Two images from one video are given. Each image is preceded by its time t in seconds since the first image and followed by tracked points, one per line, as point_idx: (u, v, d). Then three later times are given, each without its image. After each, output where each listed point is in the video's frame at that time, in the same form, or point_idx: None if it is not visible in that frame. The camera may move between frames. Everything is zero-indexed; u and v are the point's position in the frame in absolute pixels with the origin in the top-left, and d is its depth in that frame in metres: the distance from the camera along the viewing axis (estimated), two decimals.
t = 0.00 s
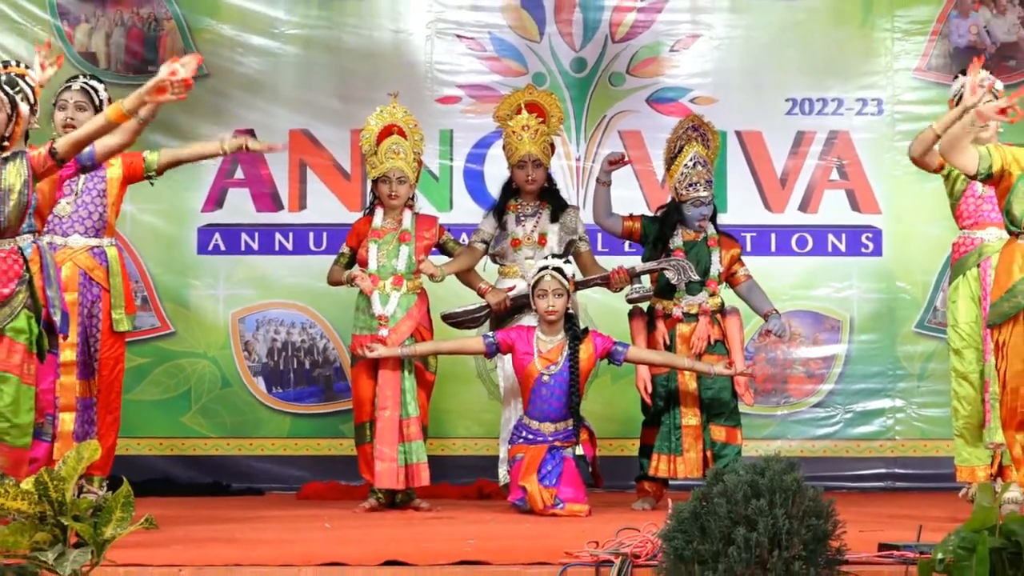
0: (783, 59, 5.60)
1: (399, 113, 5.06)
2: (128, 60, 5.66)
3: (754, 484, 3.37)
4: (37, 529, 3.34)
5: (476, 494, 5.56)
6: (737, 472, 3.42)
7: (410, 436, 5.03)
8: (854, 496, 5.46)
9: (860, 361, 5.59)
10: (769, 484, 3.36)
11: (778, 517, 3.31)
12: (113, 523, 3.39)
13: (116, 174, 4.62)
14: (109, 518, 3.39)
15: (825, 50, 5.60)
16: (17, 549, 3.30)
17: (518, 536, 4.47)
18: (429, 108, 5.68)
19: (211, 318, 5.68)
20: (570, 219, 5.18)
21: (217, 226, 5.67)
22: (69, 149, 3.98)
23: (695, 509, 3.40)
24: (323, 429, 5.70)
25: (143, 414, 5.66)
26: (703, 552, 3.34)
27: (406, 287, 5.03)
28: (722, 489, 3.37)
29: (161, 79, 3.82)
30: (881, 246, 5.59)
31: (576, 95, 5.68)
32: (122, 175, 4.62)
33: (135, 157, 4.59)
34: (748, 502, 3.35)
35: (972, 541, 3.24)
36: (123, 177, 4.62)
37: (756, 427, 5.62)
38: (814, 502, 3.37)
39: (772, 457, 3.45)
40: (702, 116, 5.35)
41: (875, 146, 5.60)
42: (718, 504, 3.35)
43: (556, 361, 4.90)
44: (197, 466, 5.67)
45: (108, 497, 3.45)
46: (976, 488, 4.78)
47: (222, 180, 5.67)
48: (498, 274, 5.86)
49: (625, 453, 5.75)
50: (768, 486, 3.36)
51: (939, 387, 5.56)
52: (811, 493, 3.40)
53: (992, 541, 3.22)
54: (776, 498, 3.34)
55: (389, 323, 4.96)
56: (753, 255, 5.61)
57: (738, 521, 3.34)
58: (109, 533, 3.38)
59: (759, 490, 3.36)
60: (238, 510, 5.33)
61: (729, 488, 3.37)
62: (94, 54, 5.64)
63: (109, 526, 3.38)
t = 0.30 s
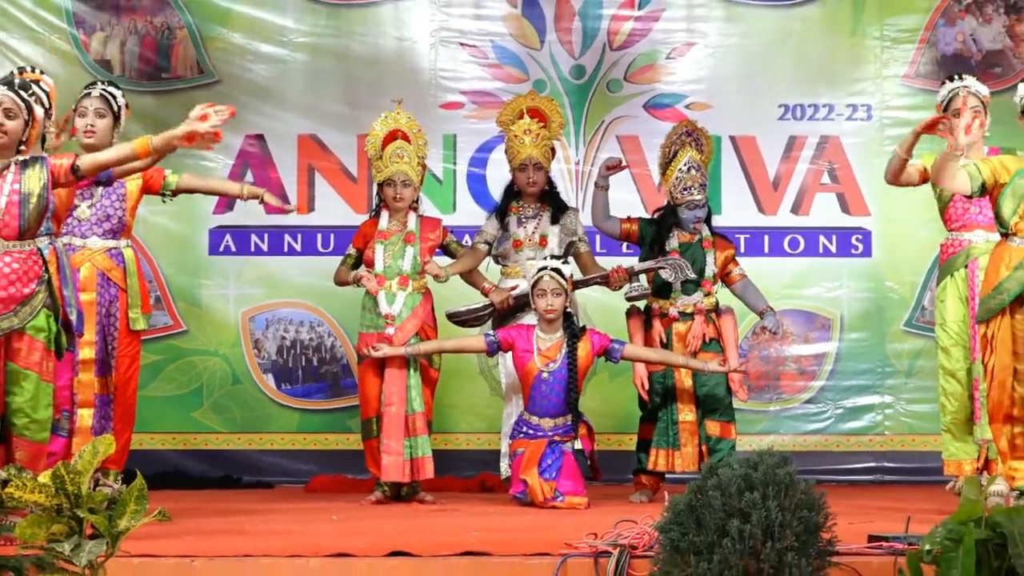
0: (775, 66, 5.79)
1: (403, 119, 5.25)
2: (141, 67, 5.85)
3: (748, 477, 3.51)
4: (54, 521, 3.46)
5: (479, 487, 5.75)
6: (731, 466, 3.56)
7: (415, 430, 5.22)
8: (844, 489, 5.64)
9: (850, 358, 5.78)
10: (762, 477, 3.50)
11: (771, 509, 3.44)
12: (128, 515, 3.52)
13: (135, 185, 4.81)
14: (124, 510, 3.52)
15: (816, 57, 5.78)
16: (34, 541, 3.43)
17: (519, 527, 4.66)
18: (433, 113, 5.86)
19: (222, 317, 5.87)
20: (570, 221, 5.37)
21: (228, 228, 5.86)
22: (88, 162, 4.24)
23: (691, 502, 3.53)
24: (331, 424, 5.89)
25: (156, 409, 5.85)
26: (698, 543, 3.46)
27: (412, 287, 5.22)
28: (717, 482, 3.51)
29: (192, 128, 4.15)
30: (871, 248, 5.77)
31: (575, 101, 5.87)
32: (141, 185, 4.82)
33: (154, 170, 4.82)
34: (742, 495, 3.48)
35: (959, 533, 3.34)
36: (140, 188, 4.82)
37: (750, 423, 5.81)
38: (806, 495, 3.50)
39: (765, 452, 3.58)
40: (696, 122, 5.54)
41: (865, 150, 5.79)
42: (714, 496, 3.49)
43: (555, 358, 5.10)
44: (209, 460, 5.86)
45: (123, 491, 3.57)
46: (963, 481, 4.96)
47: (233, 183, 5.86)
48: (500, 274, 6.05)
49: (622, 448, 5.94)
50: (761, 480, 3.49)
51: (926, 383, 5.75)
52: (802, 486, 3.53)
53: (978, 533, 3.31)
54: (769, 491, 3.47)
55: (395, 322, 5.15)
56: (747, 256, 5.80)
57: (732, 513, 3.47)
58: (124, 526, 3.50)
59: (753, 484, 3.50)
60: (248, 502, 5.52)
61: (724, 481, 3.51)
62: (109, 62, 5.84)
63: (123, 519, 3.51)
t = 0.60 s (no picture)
0: (767, 73, 5.98)
1: (407, 124, 5.41)
2: (153, 74, 6.04)
3: (741, 471, 3.63)
4: (69, 513, 3.69)
5: (480, 480, 5.94)
6: (724, 460, 3.67)
7: (420, 425, 5.40)
8: (834, 482, 5.83)
9: (839, 356, 5.97)
10: (754, 470, 3.61)
11: (763, 502, 3.55)
12: (140, 508, 3.73)
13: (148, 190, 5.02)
14: (136, 503, 3.73)
15: (807, 64, 5.97)
16: (50, 532, 3.66)
17: (519, 519, 4.84)
18: (437, 119, 6.05)
19: (232, 316, 6.06)
20: (570, 222, 5.57)
21: (238, 230, 6.05)
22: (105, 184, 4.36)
23: (686, 495, 3.65)
24: (337, 419, 6.08)
25: (168, 405, 6.05)
26: (692, 535, 3.59)
27: (416, 287, 5.40)
28: (711, 475, 3.63)
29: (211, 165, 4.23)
30: (860, 248, 5.96)
31: (574, 107, 6.06)
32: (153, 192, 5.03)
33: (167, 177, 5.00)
34: (735, 488, 3.60)
35: (945, 526, 3.55)
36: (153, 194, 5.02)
37: (743, 418, 6.00)
38: (797, 489, 3.63)
39: (758, 446, 3.69)
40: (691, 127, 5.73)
41: (854, 154, 5.97)
42: (708, 489, 3.60)
43: (553, 355, 5.28)
44: (219, 454, 6.05)
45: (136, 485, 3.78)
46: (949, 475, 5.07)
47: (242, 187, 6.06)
48: (502, 274, 6.24)
49: (619, 442, 6.13)
50: (753, 473, 3.61)
51: (914, 380, 5.94)
52: (794, 480, 3.65)
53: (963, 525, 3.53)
54: (761, 485, 3.59)
55: (400, 321, 5.34)
56: (740, 257, 5.99)
57: (726, 506, 3.58)
58: (136, 518, 3.71)
59: (745, 477, 3.62)
60: (258, 495, 5.71)
61: (717, 475, 3.62)
62: (123, 69, 6.04)
63: (135, 511, 3.72)
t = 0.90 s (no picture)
0: (760, 79, 6.17)
1: (410, 129, 5.59)
2: (165, 80, 6.24)
3: (734, 465, 3.79)
4: (83, 506, 3.89)
5: (482, 474, 6.13)
6: (719, 454, 3.84)
7: (423, 421, 5.59)
8: (824, 475, 6.02)
9: (830, 353, 6.16)
10: (747, 464, 3.78)
11: (756, 496, 3.72)
12: (152, 500, 3.90)
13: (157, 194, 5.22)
14: (149, 496, 3.89)
15: (798, 71, 6.16)
16: (66, 524, 3.85)
17: (520, 512, 5.03)
18: (440, 124, 6.25)
19: (241, 315, 6.25)
20: (571, 223, 5.76)
21: (247, 232, 6.24)
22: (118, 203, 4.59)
23: (681, 488, 3.81)
24: (343, 415, 6.27)
25: (179, 401, 6.24)
26: (688, 527, 3.76)
27: (419, 287, 5.59)
28: (706, 469, 3.80)
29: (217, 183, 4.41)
30: (850, 250, 6.15)
31: (572, 112, 6.25)
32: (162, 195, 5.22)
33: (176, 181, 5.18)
34: (729, 482, 3.77)
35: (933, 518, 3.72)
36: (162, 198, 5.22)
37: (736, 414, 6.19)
38: (788, 482, 3.79)
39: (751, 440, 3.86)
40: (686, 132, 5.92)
41: (845, 158, 6.16)
42: (703, 483, 3.78)
43: (552, 353, 5.47)
44: (229, 449, 6.24)
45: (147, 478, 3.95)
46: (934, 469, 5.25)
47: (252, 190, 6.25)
48: (504, 274, 6.43)
49: (616, 437, 6.34)
50: (746, 467, 3.78)
51: (902, 377, 6.13)
52: (786, 473, 3.83)
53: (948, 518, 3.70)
54: (755, 478, 3.76)
55: (404, 320, 5.52)
56: (734, 258, 6.18)
57: (720, 499, 3.76)
58: (149, 509, 3.89)
59: (739, 471, 3.78)
60: (267, 489, 5.90)
61: (712, 469, 3.79)
62: (135, 75, 6.23)
63: (148, 503, 3.89)
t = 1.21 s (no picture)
0: (753, 86, 6.36)
1: (414, 134, 5.77)
2: (176, 87, 6.44)
3: (728, 460, 3.88)
4: (97, 499, 4.08)
5: (483, 468, 6.33)
6: (713, 450, 3.92)
7: (426, 417, 5.79)
8: (815, 470, 6.22)
9: (820, 351, 6.36)
10: (740, 459, 3.87)
11: (749, 490, 3.80)
12: (164, 493, 4.09)
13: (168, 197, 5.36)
14: (161, 489, 4.09)
15: (790, 78, 6.36)
16: (80, 517, 4.06)
17: (520, 505, 5.23)
18: (442, 128, 6.45)
19: (250, 314, 6.45)
20: (571, 225, 5.95)
21: (255, 233, 6.45)
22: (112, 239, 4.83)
23: (676, 483, 3.90)
24: (349, 411, 6.47)
25: (190, 398, 6.44)
26: (683, 520, 3.84)
27: (422, 287, 5.79)
28: (700, 464, 3.87)
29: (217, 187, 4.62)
30: (840, 251, 6.35)
31: (571, 118, 6.45)
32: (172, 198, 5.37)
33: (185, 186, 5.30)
34: (723, 476, 3.85)
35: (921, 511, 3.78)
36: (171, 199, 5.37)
37: (730, 410, 6.39)
38: (780, 476, 3.87)
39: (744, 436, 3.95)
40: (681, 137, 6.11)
41: (835, 162, 6.36)
42: (697, 477, 3.86)
43: (550, 351, 5.67)
44: (238, 444, 6.44)
45: (159, 472, 4.15)
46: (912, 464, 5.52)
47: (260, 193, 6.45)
48: (505, 274, 6.63)
49: (614, 433, 6.53)
50: (740, 462, 3.86)
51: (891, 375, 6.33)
52: (778, 468, 3.91)
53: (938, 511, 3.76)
54: (748, 473, 3.84)
55: (408, 318, 5.71)
56: (727, 259, 6.37)
57: (714, 493, 3.83)
58: (161, 503, 4.07)
59: (733, 465, 3.87)
60: (275, 482, 6.10)
61: (707, 464, 3.87)
62: (147, 82, 6.43)
63: (160, 497, 4.08)
